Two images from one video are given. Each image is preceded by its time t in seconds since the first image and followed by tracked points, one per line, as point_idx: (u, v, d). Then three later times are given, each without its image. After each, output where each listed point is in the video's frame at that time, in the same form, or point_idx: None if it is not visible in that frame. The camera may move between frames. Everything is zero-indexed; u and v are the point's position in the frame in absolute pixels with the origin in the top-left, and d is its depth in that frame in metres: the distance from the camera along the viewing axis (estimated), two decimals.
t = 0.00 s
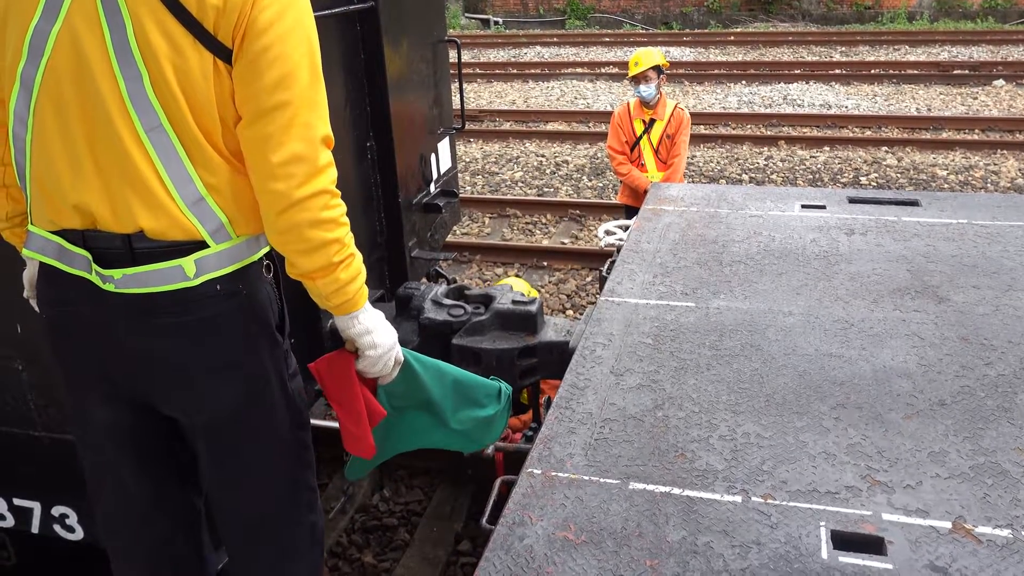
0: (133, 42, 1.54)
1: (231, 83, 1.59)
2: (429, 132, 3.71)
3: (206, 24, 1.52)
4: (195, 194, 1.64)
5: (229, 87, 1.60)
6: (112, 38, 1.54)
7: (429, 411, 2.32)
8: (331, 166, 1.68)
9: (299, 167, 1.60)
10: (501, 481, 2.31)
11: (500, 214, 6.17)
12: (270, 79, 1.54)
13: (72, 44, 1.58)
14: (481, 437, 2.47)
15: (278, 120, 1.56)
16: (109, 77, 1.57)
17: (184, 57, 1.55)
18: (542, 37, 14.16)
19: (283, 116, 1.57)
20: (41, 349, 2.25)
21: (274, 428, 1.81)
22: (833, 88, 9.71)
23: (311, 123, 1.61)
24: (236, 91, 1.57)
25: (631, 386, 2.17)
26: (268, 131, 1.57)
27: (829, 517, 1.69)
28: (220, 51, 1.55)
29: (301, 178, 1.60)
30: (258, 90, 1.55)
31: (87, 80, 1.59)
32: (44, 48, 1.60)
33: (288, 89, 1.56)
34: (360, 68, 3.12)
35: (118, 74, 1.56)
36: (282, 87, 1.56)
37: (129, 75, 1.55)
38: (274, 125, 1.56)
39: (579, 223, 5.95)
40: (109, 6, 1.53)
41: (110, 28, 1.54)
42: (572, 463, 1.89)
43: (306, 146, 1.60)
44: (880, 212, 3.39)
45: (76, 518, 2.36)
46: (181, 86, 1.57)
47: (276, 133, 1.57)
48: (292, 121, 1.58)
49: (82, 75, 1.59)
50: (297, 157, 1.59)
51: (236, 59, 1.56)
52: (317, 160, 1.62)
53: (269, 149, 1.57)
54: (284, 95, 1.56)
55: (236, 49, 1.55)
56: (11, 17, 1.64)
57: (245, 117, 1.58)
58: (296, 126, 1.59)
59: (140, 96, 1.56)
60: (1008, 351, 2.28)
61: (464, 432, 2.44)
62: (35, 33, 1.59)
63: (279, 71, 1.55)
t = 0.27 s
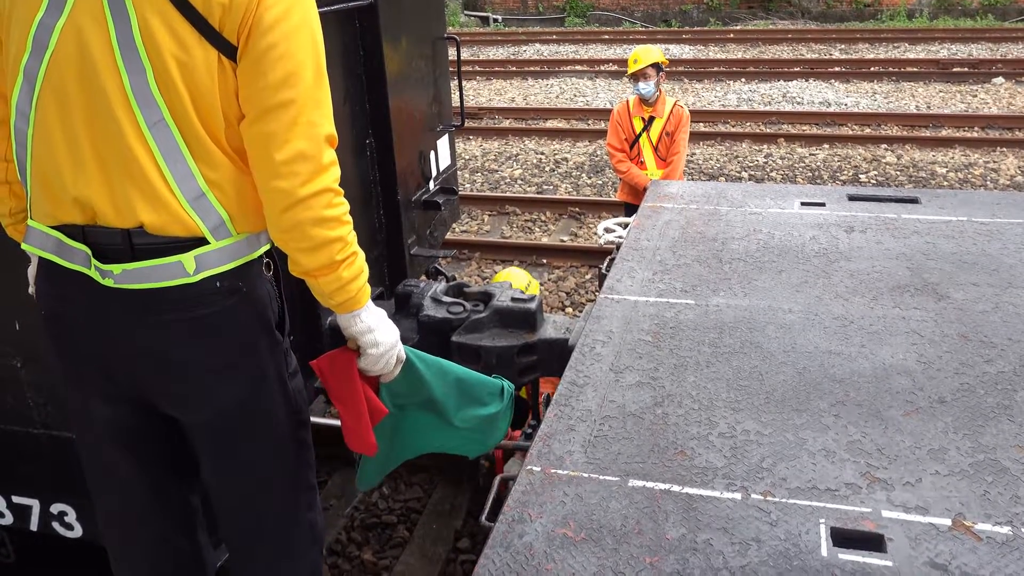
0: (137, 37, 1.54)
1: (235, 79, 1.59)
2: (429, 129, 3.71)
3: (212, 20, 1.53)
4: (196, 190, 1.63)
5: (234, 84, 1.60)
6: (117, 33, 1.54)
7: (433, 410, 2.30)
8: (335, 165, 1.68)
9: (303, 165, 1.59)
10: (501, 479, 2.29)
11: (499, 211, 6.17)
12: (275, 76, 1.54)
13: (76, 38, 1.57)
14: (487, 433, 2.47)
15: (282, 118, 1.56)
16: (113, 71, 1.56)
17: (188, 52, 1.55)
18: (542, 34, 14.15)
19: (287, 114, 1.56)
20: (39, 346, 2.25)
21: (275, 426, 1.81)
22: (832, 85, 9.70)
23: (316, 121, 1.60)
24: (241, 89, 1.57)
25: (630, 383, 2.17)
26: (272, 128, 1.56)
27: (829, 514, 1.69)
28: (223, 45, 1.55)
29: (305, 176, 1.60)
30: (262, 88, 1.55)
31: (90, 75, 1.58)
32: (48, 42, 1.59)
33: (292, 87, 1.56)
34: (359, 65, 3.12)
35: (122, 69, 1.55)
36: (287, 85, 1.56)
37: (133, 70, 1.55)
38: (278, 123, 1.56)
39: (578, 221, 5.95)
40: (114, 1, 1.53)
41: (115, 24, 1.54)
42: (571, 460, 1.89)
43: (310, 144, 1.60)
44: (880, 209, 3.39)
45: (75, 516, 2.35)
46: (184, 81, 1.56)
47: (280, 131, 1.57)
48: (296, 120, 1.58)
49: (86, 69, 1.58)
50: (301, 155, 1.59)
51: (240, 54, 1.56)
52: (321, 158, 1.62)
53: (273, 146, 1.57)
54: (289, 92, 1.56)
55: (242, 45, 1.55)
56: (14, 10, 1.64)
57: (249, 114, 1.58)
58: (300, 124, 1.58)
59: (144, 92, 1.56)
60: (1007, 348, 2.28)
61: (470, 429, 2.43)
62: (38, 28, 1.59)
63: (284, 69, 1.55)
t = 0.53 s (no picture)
0: (140, 33, 1.54)
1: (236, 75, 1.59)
2: (428, 127, 3.70)
3: (214, 17, 1.53)
4: (197, 186, 1.63)
5: (235, 81, 1.59)
6: (120, 28, 1.54)
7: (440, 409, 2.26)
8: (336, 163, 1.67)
9: (304, 162, 1.59)
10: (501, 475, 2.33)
11: (498, 209, 6.17)
12: (276, 74, 1.54)
13: (79, 33, 1.57)
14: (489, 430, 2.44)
15: (283, 115, 1.56)
16: (115, 67, 1.56)
17: (190, 48, 1.55)
18: (541, 31, 14.13)
19: (288, 112, 1.56)
20: (39, 343, 2.24)
21: (275, 423, 1.81)
22: (831, 83, 9.70)
23: (317, 119, 1.60)
24: (242, 86, 1.57)
25: (629, 381, 2.17)
26: (273, 126, 1.56)
27: (827, 511, 1.69)
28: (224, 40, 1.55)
29: (305, 174, 1.60)
30: (263, 85, 1.55)
31: (93, 71, 1.58)
32: (51, 36, 1.59)
33: (293, 85, 1.55)
34: (358, 62, 3.12)
35: (124, 64, 1.55)
36: (288, 83, 1.56)
37: (136, 65, 1.55)
38: (279, 120, 1.56)
39: (577, 218, 5.95)
40: None
41: (118, 19, 1.54)
42: (570, 457, 1.89)
43: (311, 142, 1.60)
44: (879, 207, 3.39)
45: (74, 513, 2.36)
46: (186, 77, 1.56)
47: (281, 128, 1.56)
48: (297, 117, 1.57)
49: (89, 65, 1.58)
50: (301, 153, 1.58)
51: (242, 51, 1.55)
52: (322, 156, 1.61)
53: (273, 143, 1.57)
54: (290, 90, 1.56)
55: (243, 42, 1.55)
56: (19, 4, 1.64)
57: (250, 111, 1.58)
58: (301, 121, 1.58)
59: (146, 87, 1.56)
60: (1006, 346, 2.28)
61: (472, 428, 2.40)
62: (42, 23, 1.59)
63: (285, 67, 1.55)
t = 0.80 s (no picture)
0: (142, 34, 1.54)
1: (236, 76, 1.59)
2: (428, 127, 3.71)
3: (215, 19, 1.53)
4: (198, 186, 1.64)
5: (235, 82, 1.60)
6: (123, 29, 1.54)
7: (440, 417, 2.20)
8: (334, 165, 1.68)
9: (302, 165, 1.59)
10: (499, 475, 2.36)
11: (497, 209, 6.17)
12: (275, 76, 1.54)
13: (81, 33, 1.57)
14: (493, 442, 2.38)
15: (281, 117, 1.56)
16: (118, 67, 1.56)
17: (191, 49, 1.55)
18: (541, 32, 14.12)
19: (287, 114, 1.56)
20: (39, 342, 2.24)
21: (274, 423, 1.81)
22: (831, 85, 9.71)
23: (315, 121, 1.60)
24: (241, 87, 1.58)
25: (628, 382, 2.18)
26: (272, 128, 1.57)
27: (825, 513, 1.69)
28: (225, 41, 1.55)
29: (303, 176, 1.60)
30: (262, 87, 1.55)
31: (95, 71, 1.58)
32: (53, 37, 1.59)
33: (292, 88, 1.56)
34: (358, 62, 3.12)
35: (126, 64, 1.56)
36: (287, 86, 1.56)
37: (138, 66, 1.56)
38: (278, 122, 1.56)
39: (577, 219, 5.95)
40: None
41: (120, 20, 1.54)
42: (569, 458, 1.90)
43: (309, 144, 1.60)
44: (877, 209, 3.40)
45: (73, 511, 2.36)
46: (188, 78, 1.57)
47: (279, 131, 1.57)
48: (296, 119, 1.58)
49: (90, 65, 1.59)
50: (299, 155, 1.59)
51: (241, 51, 1.56)
52: (320, 158, 1.62)
53: (272, 145, 1.57)
54: (289, 92, 1.56)
55: (243, 45, 1.55)
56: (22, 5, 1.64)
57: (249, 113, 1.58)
58: (299, 123, 1.58)
59: (148, 87, 1.56)
60: (1004, 348, 2.28)
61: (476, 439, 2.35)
62: (45, 22, 1.59)
63: (284, 69, 1.55)
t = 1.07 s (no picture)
0: (146, 38, 1.55)
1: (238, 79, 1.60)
2: (428, 130, 3.71)
3: (218, 24, 1.54)
4: (200, 190, 1.64)
5: (238, 88, 1.61)
6: (127, 34, 1.55)
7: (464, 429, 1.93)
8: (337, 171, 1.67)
9: (303, 170, 1.59)
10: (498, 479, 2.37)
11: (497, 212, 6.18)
12: (277, 82, 1.55)
13: (85, 38, 1.58)
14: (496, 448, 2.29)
15: (284, 122, 1.56)
16: (121, 70, 1.57)
17: (195, 53, 1.55)
18: (541, 35, 14.13)
19: (289, 119, 1.57)
20: (40, 344, 2.25)
21: (274, 425, 1.82)
22: (830, 88, 9.73)
23: (318, 127, 1.60)
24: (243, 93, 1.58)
25: (628, 384, 2.18)
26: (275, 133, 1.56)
27: (824, 516, 1.70)
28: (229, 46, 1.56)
29: (305, 182, 1.59)
30: (265, 93, 1.56)
31: (99, 74, 1.59)
32: (57, 41, 1.60)
33: (294, 93, 1.56)
34: (359, 66, 3.13)
35: (129, 68, 1.56)
36: (289, 92, 1.56)
37: (142, 70, 1.56)
38: (280, 127, 1.56)
39: (577, 222, 5.96)
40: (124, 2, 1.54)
41: (125, 24, 1.55)
42: (569, 461, 1.90)
43: (311, 150, 1.60)
44: (877, 212, 3.40)
45: (73, 514, 2.36)
46: (191, 82, 1.57)
47: (281, 136, 1.57)
48: (298, 125, 1.58)
49: (94, 68, 1.59)
50: (301, 161, 1.58)
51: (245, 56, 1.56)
52: (321, 164, 1.61)
53: (274, 150, 1.57)
54: (291, 97, 1.56)
55: (246, 51, 1.56)
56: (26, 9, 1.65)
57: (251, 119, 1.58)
58: (302, 129, 1.58)
59: (151, 91, 1.57)
60: (1003, 352, 2.29)
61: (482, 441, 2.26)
62: (49, 26, 1.60)
63: (287, 75, 1.55)
